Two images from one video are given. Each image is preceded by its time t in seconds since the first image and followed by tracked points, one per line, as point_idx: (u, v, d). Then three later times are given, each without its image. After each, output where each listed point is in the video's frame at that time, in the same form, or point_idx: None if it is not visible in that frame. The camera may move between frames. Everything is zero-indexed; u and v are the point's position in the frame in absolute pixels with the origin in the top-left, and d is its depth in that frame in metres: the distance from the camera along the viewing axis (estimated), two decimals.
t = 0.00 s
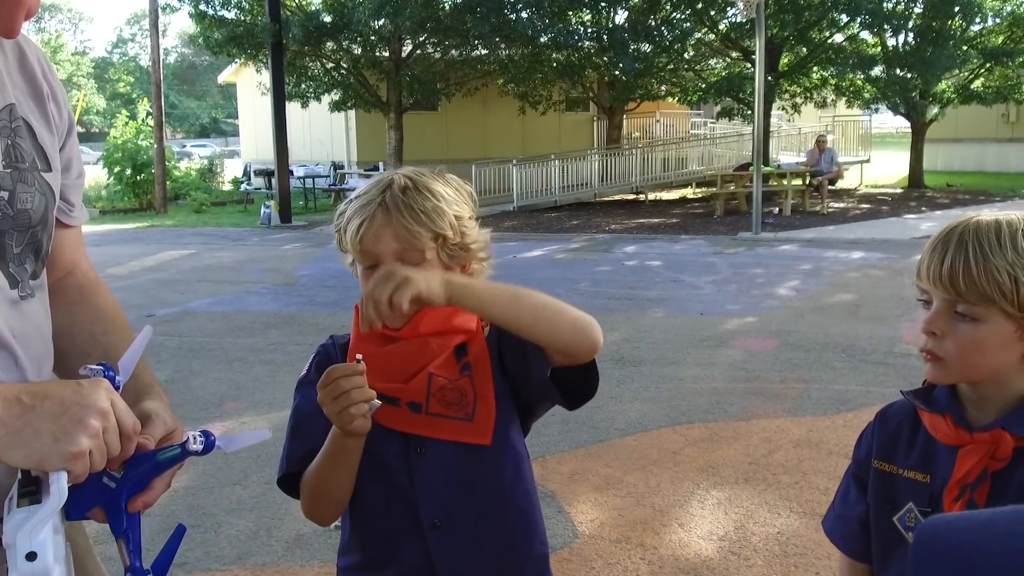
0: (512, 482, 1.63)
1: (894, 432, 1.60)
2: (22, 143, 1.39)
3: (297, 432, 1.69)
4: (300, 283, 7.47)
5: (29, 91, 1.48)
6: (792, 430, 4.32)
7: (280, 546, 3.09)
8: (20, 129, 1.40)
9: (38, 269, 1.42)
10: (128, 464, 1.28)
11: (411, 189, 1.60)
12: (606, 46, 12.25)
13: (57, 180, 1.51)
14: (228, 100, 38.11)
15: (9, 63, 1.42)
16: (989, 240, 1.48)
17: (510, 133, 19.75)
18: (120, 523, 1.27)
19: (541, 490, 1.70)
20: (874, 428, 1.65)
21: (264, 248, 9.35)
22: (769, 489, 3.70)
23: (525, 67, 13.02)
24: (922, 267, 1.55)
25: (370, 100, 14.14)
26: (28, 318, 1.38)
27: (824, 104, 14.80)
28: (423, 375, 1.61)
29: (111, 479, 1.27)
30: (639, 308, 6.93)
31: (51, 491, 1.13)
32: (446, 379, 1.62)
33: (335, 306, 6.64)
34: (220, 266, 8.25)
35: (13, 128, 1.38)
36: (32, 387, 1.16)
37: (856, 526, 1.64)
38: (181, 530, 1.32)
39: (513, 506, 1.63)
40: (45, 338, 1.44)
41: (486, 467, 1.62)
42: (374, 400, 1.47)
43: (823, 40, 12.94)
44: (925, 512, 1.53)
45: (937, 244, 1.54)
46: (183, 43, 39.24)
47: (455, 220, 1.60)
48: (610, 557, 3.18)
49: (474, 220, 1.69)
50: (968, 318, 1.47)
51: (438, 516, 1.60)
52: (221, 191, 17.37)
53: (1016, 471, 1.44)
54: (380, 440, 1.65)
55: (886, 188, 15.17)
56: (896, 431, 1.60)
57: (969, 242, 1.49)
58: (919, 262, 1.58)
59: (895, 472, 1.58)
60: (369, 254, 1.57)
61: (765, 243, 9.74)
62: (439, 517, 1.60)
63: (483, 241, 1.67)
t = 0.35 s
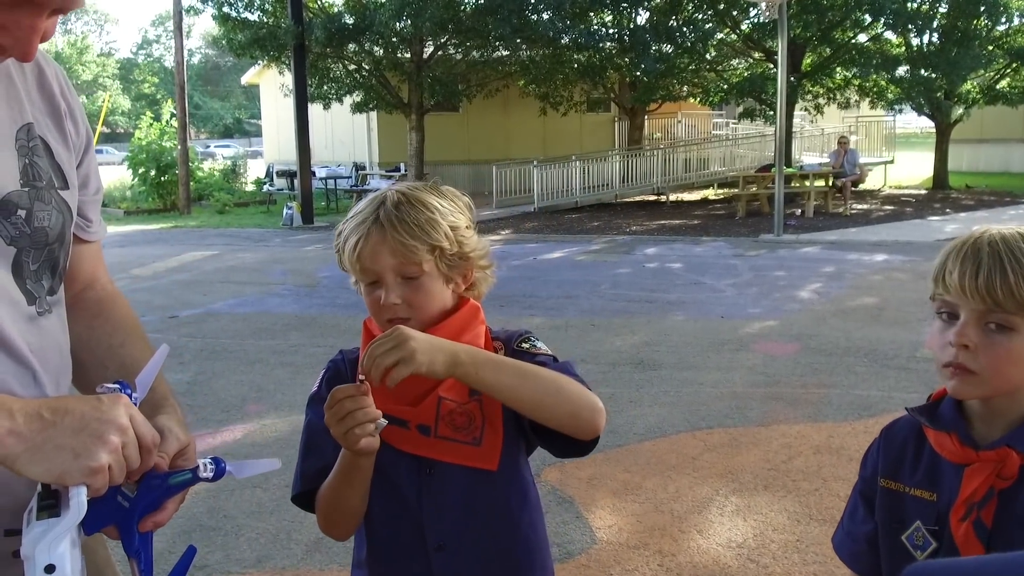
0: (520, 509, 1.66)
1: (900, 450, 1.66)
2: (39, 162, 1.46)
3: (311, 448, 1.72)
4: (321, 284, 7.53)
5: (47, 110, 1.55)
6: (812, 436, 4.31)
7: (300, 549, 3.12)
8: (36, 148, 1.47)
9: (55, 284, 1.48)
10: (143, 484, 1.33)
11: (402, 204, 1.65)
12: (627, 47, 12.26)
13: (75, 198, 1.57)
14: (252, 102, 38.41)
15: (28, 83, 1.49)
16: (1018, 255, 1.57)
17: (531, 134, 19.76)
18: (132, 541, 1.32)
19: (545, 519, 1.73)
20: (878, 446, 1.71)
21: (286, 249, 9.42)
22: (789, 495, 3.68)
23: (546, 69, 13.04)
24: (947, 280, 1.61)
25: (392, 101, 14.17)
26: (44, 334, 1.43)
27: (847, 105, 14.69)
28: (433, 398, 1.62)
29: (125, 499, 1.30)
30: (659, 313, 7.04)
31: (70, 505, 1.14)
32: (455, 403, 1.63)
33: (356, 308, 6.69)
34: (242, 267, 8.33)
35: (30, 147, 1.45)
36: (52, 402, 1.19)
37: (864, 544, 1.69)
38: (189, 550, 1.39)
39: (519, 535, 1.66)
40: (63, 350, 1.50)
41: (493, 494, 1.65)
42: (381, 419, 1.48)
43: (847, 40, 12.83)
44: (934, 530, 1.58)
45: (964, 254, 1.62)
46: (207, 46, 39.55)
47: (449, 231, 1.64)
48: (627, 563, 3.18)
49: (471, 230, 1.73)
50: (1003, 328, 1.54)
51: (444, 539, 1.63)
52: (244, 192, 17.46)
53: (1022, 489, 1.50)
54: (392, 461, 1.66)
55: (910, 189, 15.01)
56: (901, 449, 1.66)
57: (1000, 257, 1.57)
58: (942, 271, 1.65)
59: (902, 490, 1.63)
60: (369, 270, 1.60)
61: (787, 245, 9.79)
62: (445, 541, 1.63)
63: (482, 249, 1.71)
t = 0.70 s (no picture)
0: (534, 509, 1.80)
1: (914, 454, 1.79)
2: (81, 172, 1.64)
3: (331, 448, 1.87)
4: (343, 284, 7.80)
5: (89, 123, 1.72)
6: (825, 435, 4.49)
7: (324, 544, 3.34)
8: (79, 159, 1.64)
9: (96, 290, 1.64)
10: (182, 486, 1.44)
11: (415, 215, 1.80)
12: (642, 52, 12.46)
13: (114, 207, 1.73)
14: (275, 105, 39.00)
15: (71, 99, 1.67)
16: None
17: (548, 137, 20.00)
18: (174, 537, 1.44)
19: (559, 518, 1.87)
20: (892, 450, 1.83)
21: (309, 250, 9.68)
22: (803, 494, 3.86)
23: (562, 74, 13.27)
24: (971, 290, 1.73)
25: (412, 105, 14.40)
26: (87, 336, 1.59)
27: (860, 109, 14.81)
28: (451, 401, 1.78)
29: (166, 496, 1.43)
30: (673, 313, 7.34)
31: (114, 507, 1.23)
32: (472, 405, 1.79)
33: (378, 308, 6.94)
34: (267, 267, 8.60)
35: (73, 158, 1.62)
36: (97, 408, 1.29)
37: (879, 547, 1.83)
38: (227, 547, 1.49)
39: (534, 533, 1.79)
40: (102, 350, 1.65)
41: (507, 493, 1.79)
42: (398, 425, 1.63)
43: (860, 45, 12.96)
44: (950, 532, 1.71)
45: (989, 267, 1.73)
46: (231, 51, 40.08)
47: (461, 238, 1.79)
48: (644, 560, 3.36)
49: (482, 234, 1.88)
50: None
51: (460, 537, 1.77)
52: (267, 194, 17.77)
53: None
54: (413, 462, 1.82)
55: (921, 191, 15.11)
56: (916, 454, 1.78)
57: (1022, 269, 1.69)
58: (966, 281, 1.76)
59: (917, 494, 1.76)
60: (386, 279, 1.75)
61: (799, 247, 10.00)
62: (461, 538, 1.77)
63: (494, 253, 1.86)
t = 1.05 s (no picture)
0: (544, 518, 1.97)
1: (922, 463, 1.97)
2: (128, 188, 1.72)
3: (355, 451, 2.08)
4: (368, 284, 8.27)
5: (134, 139, 1.81)
6: (833, 434, 4.85)
7: (351, 536, 3.75)
8: (126, 175, 1.73)
9: (141, 300, 1.73)
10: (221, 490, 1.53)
11: (438, 226, 2.02)
12: (655, 62, 12.88)
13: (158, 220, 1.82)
14: (302, 112, 39.95)
15: (118, 118, 1.75)
16: None
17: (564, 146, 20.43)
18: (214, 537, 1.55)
19: (567, 526, 2.03)
20: (901, 459, 2.03)
21: (334, 252, 10.14)
22: (811, 491, 4.17)
23: (578, 83, 13.67)
24: (976, 305, 1.92)
25: (434, 114, 14.84)
26: (134, 343, 1.69)
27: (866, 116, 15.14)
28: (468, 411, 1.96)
29: (208, 496, 1.52)
30: (685, 313, 7.85)
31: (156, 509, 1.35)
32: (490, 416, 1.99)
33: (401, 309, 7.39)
34: (295, 269, 9.06)
35: (121, 175, 1.71)
36: (141, 418, 1.40)
37: (888, 550, 2.02)
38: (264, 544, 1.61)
39: (541, 540, 1.96)
40: (147, 356, 1.75)
41: (519, 501, 1.96)
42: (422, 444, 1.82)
43: (867, 54, 13.25)
44: (957, 537, 1.89)
45: (994, 282, 1.91)
46: (258, 58, 40.95)
47: (479, 248, 2.01)
48: (658, 554, 3.63)
49: (499, 245, 2.11)
50: None
51: (473, 541, 1.94)
52: (294, 198, 18.32)
53: None
54: (431, 468, 2.01)
55: (926, 197, 15.42)
56: (924, 462, 1.97)
57: None
58: (972, 297, 1.95)
59: (926, 500, 1.95)
60: (412, 286, 1.97)
61: (806, 249, 10.42)
62: (473, 542, 1.94)
63: (510, 263, 2.09)
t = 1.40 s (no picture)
0: (575, 520, 2.08)
1: (955, 473, 1.99)
2: (200, 207, 1.82)
3: (396, 455, 2.20)
4: (407, 289, 8.67)
5: (205, 161, 1.90)
6: (861, 438, 5.02)
7: (393, 532, 4.06)
8: (198, 195, 1.83)
9: (209, 311, 1.82)
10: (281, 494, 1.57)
11: (487, 240, 2.15)
12: (684, 73, 13.41)
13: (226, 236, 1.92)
14: (344, 122, 40.95)
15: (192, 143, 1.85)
16: None
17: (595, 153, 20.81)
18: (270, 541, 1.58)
19: (600, 531, 2.13)
20: (934, 470, 2.04)
21: (376, 258, 10.57)
22: (839, 494, 4.26)
23: (609, 94, 14.17)
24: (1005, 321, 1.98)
25: (470, 124, 15.25)
26: (201, 352, 1.78)
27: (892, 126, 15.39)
28: (505, 420, 2.08)
29: (269, 499, 1.56)
30: (714, 318, 8.18)
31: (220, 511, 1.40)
32: (524, 424, 2.09)
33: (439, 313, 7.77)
34: (338, 273, 9.50)
35: (193, 195, 1.81)
36: (210, 423, 1.46)
37: (921, 560, 2.03)
38: (319, 551, 1.64)
39: (573, 544, 2.07)
40: (212, 366, 1.84)
41: (551, 504, 2.07)
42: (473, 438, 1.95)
43: (892, 65, 13.55)
44: (991, 547, 1.91)
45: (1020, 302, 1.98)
46: (300, 70, 41.89)
47: (527, 263, 2.12)
48: (689, 553, 3.72)
49: (543, 264, 2.22)
50: None
51: (507, 542, 2.06)
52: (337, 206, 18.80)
53: None
54: (469, 473, 2.11)
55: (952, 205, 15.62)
56: (957, 473, 1.99)
57: None
58: (998, 315, 2.01)
59: (959, 510, 1.96)
60: (460, 294, 2.09)
61: (833, 256, 10.67)
62: (508, 543, 2.06)
63: (553, 280, 2.20)
